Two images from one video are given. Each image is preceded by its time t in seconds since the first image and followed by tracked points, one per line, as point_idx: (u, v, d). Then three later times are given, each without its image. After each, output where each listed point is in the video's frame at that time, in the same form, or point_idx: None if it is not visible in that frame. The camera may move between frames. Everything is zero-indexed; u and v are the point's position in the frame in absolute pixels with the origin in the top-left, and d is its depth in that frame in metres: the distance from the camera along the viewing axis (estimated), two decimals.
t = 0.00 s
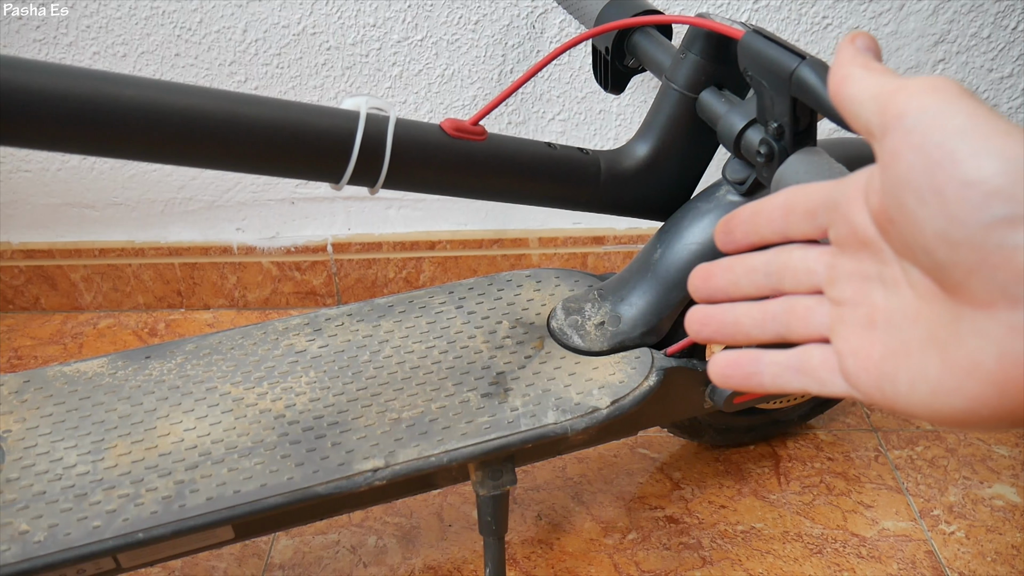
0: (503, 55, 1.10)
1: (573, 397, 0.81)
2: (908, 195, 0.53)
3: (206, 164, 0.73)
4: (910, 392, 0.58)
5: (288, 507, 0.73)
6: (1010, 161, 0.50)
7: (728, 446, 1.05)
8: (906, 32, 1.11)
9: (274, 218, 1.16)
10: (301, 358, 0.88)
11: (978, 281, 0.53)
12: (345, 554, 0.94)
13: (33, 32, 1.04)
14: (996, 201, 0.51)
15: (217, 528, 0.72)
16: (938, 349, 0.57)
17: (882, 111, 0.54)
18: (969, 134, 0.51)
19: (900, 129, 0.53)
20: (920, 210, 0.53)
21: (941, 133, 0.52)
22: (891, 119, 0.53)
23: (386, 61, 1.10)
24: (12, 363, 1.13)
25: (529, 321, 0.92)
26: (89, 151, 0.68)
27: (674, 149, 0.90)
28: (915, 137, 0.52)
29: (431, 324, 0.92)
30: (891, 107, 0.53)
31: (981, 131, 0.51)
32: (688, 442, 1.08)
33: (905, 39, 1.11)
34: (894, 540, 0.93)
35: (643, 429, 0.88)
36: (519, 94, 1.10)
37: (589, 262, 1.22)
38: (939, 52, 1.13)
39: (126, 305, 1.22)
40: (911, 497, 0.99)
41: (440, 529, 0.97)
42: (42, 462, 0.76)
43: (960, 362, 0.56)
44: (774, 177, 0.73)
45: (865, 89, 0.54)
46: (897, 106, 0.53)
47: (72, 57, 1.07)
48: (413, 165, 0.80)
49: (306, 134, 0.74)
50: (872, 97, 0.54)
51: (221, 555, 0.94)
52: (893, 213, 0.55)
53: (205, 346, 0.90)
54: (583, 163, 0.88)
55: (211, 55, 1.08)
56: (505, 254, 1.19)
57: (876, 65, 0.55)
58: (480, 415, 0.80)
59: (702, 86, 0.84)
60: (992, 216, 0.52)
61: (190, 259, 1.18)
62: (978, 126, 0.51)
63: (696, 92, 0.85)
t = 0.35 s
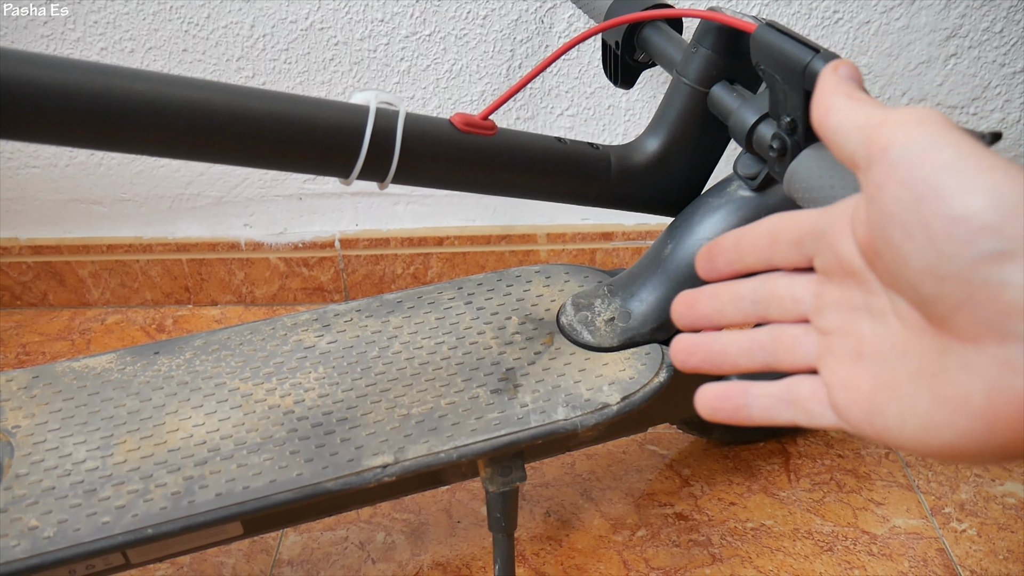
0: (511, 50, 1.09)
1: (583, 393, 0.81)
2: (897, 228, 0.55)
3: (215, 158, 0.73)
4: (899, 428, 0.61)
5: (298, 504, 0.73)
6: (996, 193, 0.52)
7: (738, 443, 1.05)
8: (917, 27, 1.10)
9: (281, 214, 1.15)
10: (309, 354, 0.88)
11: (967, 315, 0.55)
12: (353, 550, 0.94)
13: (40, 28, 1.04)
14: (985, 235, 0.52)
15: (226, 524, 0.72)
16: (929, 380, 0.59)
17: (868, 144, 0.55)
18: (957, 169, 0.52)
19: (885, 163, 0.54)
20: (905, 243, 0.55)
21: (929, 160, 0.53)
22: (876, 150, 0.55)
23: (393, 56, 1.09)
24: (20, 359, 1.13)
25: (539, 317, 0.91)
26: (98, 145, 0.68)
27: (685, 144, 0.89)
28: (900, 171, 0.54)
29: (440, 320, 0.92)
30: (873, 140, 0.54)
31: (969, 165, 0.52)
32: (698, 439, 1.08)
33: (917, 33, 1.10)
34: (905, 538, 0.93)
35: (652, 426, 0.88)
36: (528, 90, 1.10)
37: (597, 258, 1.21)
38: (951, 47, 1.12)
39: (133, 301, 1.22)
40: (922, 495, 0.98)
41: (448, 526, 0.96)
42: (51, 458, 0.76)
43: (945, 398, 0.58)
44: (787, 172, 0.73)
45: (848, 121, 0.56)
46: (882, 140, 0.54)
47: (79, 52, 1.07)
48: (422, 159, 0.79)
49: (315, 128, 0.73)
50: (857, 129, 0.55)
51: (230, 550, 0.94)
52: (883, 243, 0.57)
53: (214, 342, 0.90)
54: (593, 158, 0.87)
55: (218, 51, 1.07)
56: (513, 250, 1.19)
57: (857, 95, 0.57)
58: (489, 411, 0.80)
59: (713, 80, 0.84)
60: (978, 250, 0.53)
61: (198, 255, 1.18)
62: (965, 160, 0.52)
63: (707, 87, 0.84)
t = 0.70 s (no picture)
0: (534, 37, 1.08)
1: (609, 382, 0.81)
2: (648, 235, 0.53)
3: (244, 143, 0.72)
4: (824, 399, 0.50)
5: (323, 490, 0.73)
6: (698, 189, 0.49)
7: (762, 434, 1.04)
8: (947, 14, 1.08)
9: (302, 202, 1.15)
10: (334, 341, 0.88)
11: (740, 298, 0.50)
12: (376, 538, 0.94)
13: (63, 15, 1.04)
14: (723, 232, 0.49)
15: (253, 510, 0.72)
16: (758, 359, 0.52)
17: (599, 147, 0.54)
18: (688, 164, 0.50)
19: (626, 171, 0.52)
20: (665, 240, 0.52)
21: (709, 151, 0.50)
22: (617, 156, 0.52)
23: (416, 43, 1.09)
24: (43, 345, 1.13)
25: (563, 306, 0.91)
26: (128, 129, 0.68)
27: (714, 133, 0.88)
28: (640, 176, 0.51)
29: (464, 308, 0.91)
30: (620, 142, 0.52)
31: (696, 160, 0.50)
32: (720, 430, 1.07)
33: (946, 21, 1.09)
34: (932, 531, 0.92)
35: (677, 416, 0.87)
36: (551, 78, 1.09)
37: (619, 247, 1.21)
38: (981, 34, 1.10)
39: (155, 288, 1.23)
40: (950, 488, 0.97)
41: (471, 514, 0.96)
42: (78, 443, 0.76)
43: (833, 369, 0.48)
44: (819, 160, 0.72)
45: (585, 127, 0.54)
46: (612, 144, 0.52)
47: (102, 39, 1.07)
48: (449, 146, 0.79)
49: (342, 113, 0.73)
50: (589, 131, 0.54)
51: (253, 537, 0.94)
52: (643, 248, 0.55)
53: (238, 328, 0.90)
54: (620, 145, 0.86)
55: (241, 38, 1.07)
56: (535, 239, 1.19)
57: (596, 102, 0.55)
58: (515, 399, 0.79)
59: (743, 66, 0.83)
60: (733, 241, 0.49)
61: (219, 243, 1.18)
62: (696, 157, 0.50)
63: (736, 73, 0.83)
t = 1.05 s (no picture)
0: (552, 30, 1.08)
1: (628, 376, 0.80)
2: (1000, 94, 0.45)
3: (265, 135, 0.72)
4: None
5: (342, 483, 0.73)
6: None
7: (778, 430, 1.03)
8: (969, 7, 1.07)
9: (318, 195, 1.15)
10: (351, 334, 0.88)
11: None
12: (392, 531, 0.94)
13: (81, 6, 1.04)
14: None
15: (271, 502, 0.72)
16: None
17: (965, 6, 0.45)
18: None
19: (987, 30, 0.44)
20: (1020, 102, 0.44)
21: None
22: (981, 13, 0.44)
23: (433, 36, 1.08)
24: (60, 336, 1.14)
25: (582, 300, 0.90)
26: (150, 120, 0.68)
27: (734, 127, 0.87)
28: (1001, 35, 0.43)
29: (482, 301, 0.91)
30: None
31: None
32: (737, 425, 1.06)
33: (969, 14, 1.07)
34: (950, 528, 0.91)
35: (695, 411, 0.87)
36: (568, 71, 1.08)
37: (635, 242, 1.20)
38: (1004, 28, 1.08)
39: (171, 280, 1.23)
40: (968, 485, 0.96)
41: (486, 508, 0.96)
42: (98, 434, 0.76)
43: None
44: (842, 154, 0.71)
45: None
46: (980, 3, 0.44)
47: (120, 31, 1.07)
48: (468, 139, 0.78)
49: (364, 105, 0.73)
50: None
51: (269, 529, 0.94)
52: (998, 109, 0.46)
53: (256, 321, 0.90)
54: (640, 139, 0.86)
55: (258, 29, 1.07)
56: (550, 233, 1.18)
57: None
58: (533, 393, 0.79)
59: (765, 60, 0.82)
60: None
61: (235, 235, 1.18)
62: None
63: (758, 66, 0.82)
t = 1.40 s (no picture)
0: (543, 32, 1.08)
1: (617, 376, 0.81)
2: None
3: (253, 138, 0.72)
4: None
5: (333, 484, 0.73)
6: None
7: (769, 428, 1.04)
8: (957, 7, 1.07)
9: (311, 197, 1.16)
10: (342, 336, 0.88)
11: None
12: (385, 532, 0.94)
13: (72, 9, 1.05)
14: None
15: (262, 503, 0.73)
16: None
17: (994, 55, 0.48)
18: None
19: (1016, 75, 0.47)
20: None
21: None
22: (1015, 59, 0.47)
23: (425, 38, 1.09)
24: (54, 339, 1.14)
25: (572, 300, 0.91)
26: (139, 125, 0.68)
27: (722, 128, 0.88)
28: None
29: (473, 302, 0.91)
30: None
31: None
32: (728, 424, 1.07)
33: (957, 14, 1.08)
34: (940, 525, 0.92)
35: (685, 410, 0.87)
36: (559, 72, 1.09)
37: (627, 242, 1.21)
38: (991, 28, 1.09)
39: (165, 283, 1.24)
40: (958, 482, 0.97)
41: (479, 508, 0.97)
42: (89, 437, 0.76)
43: None
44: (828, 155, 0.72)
45: (970, 33, 0.48)
46: (1010, 50, 0.47)
47: (113, 34, 1.07)
48: (456, 141, 0.79)
49: (352, 108, 0.73)
50: (987, 35, 0.48)
51: (262, 531, 0.95)
52: None
53: (248, 323, 0.90)
54: (629, 140, 0.86)
55: (250, 32, 1.07)
56: (543, 234, 1.19)
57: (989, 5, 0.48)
58: (523, 393, 0.79)
59: (752, 61, 0.82)
60: None
61: (228, 237, 1.19)
62: None
63: (745, 68, 0.83)
